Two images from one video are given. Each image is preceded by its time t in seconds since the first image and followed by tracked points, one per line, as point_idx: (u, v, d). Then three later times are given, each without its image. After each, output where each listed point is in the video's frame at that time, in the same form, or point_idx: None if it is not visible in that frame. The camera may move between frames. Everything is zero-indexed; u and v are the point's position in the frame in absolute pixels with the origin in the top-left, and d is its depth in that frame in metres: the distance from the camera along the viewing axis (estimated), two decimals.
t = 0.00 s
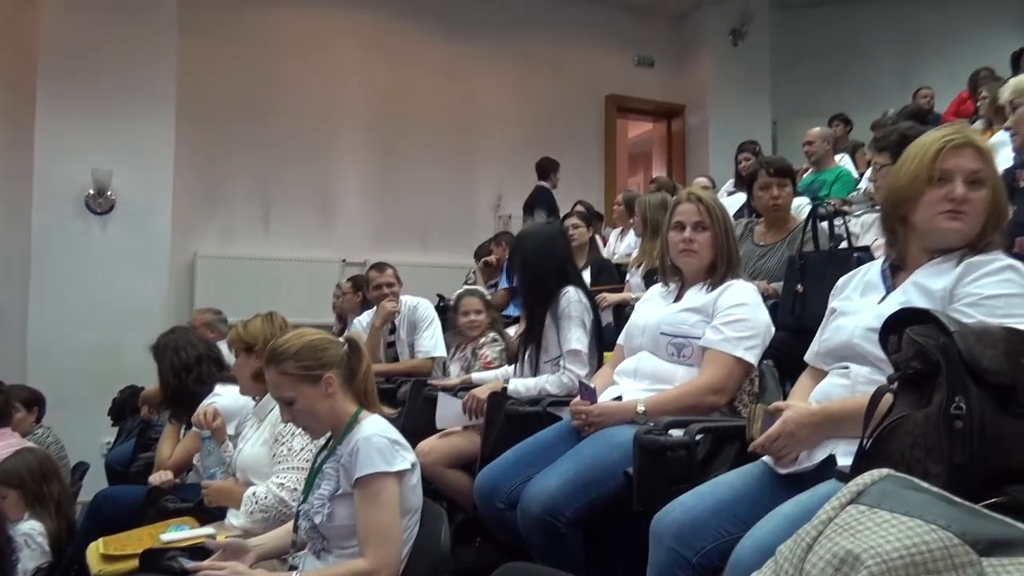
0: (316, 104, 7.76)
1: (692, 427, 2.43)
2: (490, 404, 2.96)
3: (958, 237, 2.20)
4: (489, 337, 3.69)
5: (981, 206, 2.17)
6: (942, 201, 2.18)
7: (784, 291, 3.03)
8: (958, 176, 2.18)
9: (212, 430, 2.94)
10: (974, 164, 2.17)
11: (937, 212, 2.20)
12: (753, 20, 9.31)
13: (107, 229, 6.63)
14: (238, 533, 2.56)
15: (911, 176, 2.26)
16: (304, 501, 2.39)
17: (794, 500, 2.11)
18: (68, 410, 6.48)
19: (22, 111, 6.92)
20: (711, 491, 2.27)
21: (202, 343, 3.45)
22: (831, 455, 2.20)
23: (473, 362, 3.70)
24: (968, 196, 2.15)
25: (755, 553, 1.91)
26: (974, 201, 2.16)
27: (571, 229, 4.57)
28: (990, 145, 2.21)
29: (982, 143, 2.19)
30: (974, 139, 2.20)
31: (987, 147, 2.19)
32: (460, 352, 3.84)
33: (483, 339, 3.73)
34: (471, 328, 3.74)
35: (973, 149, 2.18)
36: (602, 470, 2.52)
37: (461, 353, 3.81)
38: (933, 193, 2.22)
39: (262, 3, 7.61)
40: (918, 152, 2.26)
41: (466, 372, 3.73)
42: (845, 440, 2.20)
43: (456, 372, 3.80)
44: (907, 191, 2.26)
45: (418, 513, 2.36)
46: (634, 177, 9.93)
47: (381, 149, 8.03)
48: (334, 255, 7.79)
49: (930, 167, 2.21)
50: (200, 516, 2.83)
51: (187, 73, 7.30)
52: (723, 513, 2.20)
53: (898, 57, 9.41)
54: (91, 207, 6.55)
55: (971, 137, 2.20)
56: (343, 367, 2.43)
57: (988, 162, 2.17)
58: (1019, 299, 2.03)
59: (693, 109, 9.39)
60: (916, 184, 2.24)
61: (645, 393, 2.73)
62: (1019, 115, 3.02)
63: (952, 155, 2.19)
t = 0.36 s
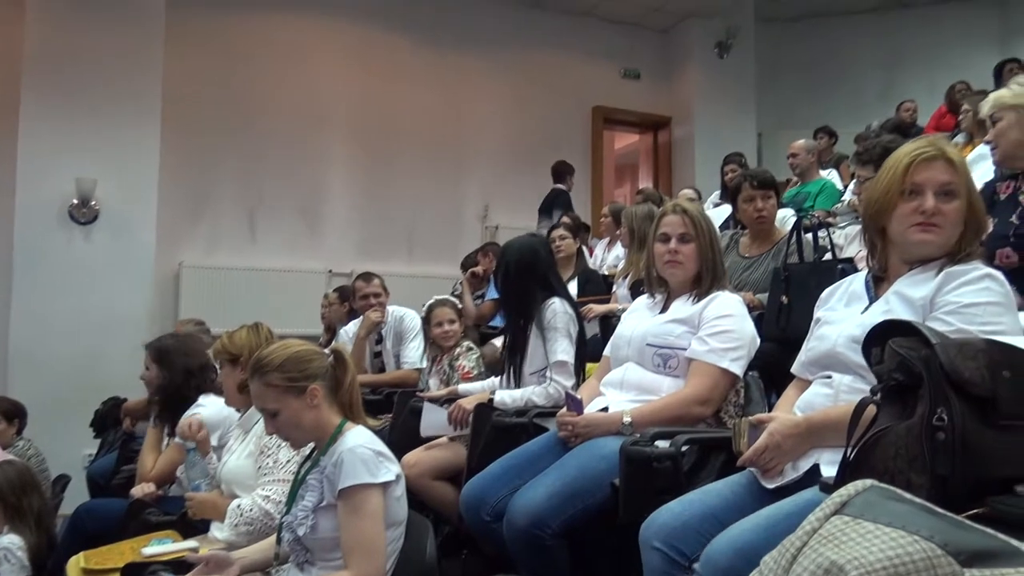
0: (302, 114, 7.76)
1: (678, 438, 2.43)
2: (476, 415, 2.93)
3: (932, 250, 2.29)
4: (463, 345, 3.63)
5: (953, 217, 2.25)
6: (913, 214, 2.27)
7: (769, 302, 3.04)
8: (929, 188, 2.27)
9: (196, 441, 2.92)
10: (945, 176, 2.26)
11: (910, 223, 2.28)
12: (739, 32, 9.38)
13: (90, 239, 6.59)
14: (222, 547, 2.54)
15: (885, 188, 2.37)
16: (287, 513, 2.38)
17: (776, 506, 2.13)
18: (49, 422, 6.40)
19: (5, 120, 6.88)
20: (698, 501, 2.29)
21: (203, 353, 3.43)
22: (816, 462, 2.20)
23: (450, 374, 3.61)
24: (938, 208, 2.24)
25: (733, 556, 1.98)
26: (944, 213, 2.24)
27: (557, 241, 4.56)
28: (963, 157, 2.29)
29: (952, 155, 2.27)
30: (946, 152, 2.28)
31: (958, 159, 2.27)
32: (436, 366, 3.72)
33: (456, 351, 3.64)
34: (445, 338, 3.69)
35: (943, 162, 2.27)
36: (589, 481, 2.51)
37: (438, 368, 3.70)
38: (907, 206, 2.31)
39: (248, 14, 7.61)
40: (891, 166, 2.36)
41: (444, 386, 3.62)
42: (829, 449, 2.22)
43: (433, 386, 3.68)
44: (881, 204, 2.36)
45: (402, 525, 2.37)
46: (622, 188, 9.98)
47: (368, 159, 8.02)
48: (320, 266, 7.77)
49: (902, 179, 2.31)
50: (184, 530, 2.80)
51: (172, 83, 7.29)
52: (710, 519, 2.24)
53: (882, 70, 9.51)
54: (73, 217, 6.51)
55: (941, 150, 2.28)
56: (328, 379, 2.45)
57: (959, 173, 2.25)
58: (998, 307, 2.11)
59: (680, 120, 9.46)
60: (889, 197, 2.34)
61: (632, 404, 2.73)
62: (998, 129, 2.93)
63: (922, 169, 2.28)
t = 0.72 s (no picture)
0: (287, 119, 7.68)
1: (672, 455, 2.33)
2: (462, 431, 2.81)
3: (935, 261, 2.19)
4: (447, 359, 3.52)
5: (955, 227, 2.16)
6: (914, 224, 2.19)
7: (765, 314, 2.95)
8: (928, 198, 2.18)
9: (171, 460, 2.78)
10: (944, 185, 2.17)
11: (910, 234, 2.20)
12: (735, 37, 9.31)
13: (58, 247, 6.43)
14: (194, 572, 2.42)
15: (883, 199, 2.28)
16: (263, 536, 2.30)
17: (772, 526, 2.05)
18: (14, 437, 6.24)
19: None
20: (692, 521, 2.20)
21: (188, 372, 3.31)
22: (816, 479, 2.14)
23: (434, 389, 3.50)
24: (939, 218, 2.15)
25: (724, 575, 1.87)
26: (945, 223, 2.15)
27: (547, 249, 4.51)
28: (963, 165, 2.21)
29: (952, 163, 2.19)
30: (945, 160, 2.19)
31: (958, 167, 2.18)
32: (419, 381, 3.61)
33: (440, 366, 3.54)
34: (428, 352, 3.58)
35: (943, 170, 2.18)
36: (579, 501, 2.41)
37: (421, 383, 3.58)
38: (906, 217, 2.22)
39: (233, 18, 7.54)
40: (889, 177, 2.28)
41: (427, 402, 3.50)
42: (828, 467, 2.14)
43: (416, 402, 3.56)
44: (881, 216, 2.28)
45: (384, 548, 2.30)
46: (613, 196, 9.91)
47: (355, 165, 7.94)
48: (300, 276, 7.64)
49: (901, 191, 2.23)
50: (154, 553, 2.69)
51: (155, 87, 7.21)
52: (706, 542, 2.14)
53: (876, 77, 9.48)
54: (40, 224, 6.37)
55: (939, 158, 2.20)
56: (306, 395, 2.37)
57: (959, 181, 2.16)
58: (1003, 321, 2.00)
59: (672, 127, 9.39)
60: (888, 209, 2.26)
61: (623, 420, 2.62)
62: (998, 137, 2.86)
63: (921, 178, 2.20)
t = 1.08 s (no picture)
0: (266, 121, 7.55)
1: (667, 474, 2.21)
2: (447, 449, 2.69)
3: (940, 272, 2.10)
4: (429, 373, 3.40)
5: (958, 236, 2.07)
6: (914, 235, 2.10)
7: (764, 327, 2.84)
8: (929, 207, 2.09)
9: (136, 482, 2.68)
10: (945, 193, 2.08)
11: (912, 245, 2.11)
12: (731, 36, 9.25)
13: (19, 254, 6.34)
14: None
15: (882, 209, 2.20)
16: (234, 562, 2.17)
17: (772, 551, 1.93)
18: None
19: None
20: (688, 545, 2.08)
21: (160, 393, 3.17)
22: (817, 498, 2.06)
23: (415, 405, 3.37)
24: (941, 228, 2.06)
25: None
26: (948, 232, 2.06)
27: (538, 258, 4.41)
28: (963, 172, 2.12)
29: (952, 170, 2.10)
30: (944, 167, 2.11)
31: (958, 174, 2.10)
32: (399, 397, 3.47)
33: (421, 380, 3.41)
34: (408, 366, 3.45)
35: (943, 177, 2.10)
36: (570, 524, 2.29)
37: (401, 399, 3.45)
38: (907, 227, 2.13)
39: (220, 19, 7.46)
40: (887, 187, 2.19)
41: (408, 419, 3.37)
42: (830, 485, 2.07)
43: (397, 419, 3.43)
44: (881, 227, 2.19)
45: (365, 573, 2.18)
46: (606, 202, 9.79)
47: (343, 167, 7.83)
48: (276, 285, 7.46)
49: (901, 200, 2.14)
50: None
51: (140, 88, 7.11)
52: (703, 569, 2.02)
53: (879, 79, 9.38)
54: None
55: (938, 165, 2.11)
56: (283, 411, 2.26)
57: (960, 189, 2.08)
58: (1012, 334, 1.90)
59: (668, 130, 9.26)
60: (888, 219, 2.16)
61: (616, 438, 2.50)
62: (1003, 142, 2.76)
63: (920, 187, 2.11)
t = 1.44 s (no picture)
0: (236, 119, 7.40)
1: (655, 492, 2.11)
2: (424, 465, 2.57)
3: (929, 282, 2.01)
4: (403, 386, 3.28)
5: (945, 244, 1.99)
6: (898, 244, 2.02)
7: (755, 338, 2.78)
8: (912, 216, 2.01)
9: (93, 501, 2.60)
10: (929, 200, 2.00)
11: (897, 255, 2.03)
12: (723, 36, 9.17)
13: None
14: None
15: (866, 218, 2.12)
16: None
17: None
18: None
19: None
20: (674, 567, 1.98)
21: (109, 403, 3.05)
22: (810, 517, 1.99)
23: (386, 419, 3.24)
24: (925, 236, 1.99)
25: None
26: (933, 240, 1.98)
27: (520, 265, 4.31)
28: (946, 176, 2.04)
29: (933, 175, 2.02)
30: (927, 173, 2.03)
31: (943, 180, 2.02)
32: (370, 410, 3.35)
33: (394, 393, 3.28)
34: (381, 378, 3.33)
35: (926, 184, 2.02)
36: (552, 543, 2.18)
37: (373, 412, 3.33)
38: (892, 236, 2.05)
39: (203, 15, 7.37)
40: (870, 195, 2.11)
41: (379, 434, 3.24)
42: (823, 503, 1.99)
43: (368, 434, 3.30)
44: (865, 237, 2.11)
45: None
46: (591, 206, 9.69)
47: (327, 167, 7.71)
48: (244, 293, 7.30)
49: (883, 209, 2.06)
50: None
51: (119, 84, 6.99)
52: None
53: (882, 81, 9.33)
54: None
55: (921, 170, 2.04)
56: (259, 424, 2.14)
57: (944, 195, 2.00)
58: (1007, 343, 1.82)
59: (656, 132, 9.16)
60: (872, 228, 2.09)
61: (601, 454, 2.39)
62: (1003, 146, 2.64)
63: (903, 194, 2.03)
